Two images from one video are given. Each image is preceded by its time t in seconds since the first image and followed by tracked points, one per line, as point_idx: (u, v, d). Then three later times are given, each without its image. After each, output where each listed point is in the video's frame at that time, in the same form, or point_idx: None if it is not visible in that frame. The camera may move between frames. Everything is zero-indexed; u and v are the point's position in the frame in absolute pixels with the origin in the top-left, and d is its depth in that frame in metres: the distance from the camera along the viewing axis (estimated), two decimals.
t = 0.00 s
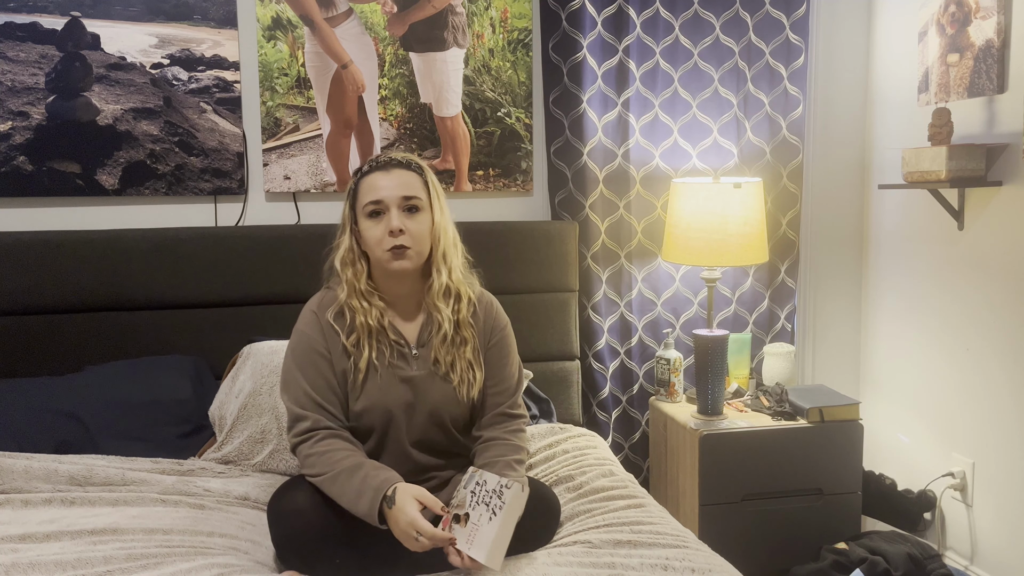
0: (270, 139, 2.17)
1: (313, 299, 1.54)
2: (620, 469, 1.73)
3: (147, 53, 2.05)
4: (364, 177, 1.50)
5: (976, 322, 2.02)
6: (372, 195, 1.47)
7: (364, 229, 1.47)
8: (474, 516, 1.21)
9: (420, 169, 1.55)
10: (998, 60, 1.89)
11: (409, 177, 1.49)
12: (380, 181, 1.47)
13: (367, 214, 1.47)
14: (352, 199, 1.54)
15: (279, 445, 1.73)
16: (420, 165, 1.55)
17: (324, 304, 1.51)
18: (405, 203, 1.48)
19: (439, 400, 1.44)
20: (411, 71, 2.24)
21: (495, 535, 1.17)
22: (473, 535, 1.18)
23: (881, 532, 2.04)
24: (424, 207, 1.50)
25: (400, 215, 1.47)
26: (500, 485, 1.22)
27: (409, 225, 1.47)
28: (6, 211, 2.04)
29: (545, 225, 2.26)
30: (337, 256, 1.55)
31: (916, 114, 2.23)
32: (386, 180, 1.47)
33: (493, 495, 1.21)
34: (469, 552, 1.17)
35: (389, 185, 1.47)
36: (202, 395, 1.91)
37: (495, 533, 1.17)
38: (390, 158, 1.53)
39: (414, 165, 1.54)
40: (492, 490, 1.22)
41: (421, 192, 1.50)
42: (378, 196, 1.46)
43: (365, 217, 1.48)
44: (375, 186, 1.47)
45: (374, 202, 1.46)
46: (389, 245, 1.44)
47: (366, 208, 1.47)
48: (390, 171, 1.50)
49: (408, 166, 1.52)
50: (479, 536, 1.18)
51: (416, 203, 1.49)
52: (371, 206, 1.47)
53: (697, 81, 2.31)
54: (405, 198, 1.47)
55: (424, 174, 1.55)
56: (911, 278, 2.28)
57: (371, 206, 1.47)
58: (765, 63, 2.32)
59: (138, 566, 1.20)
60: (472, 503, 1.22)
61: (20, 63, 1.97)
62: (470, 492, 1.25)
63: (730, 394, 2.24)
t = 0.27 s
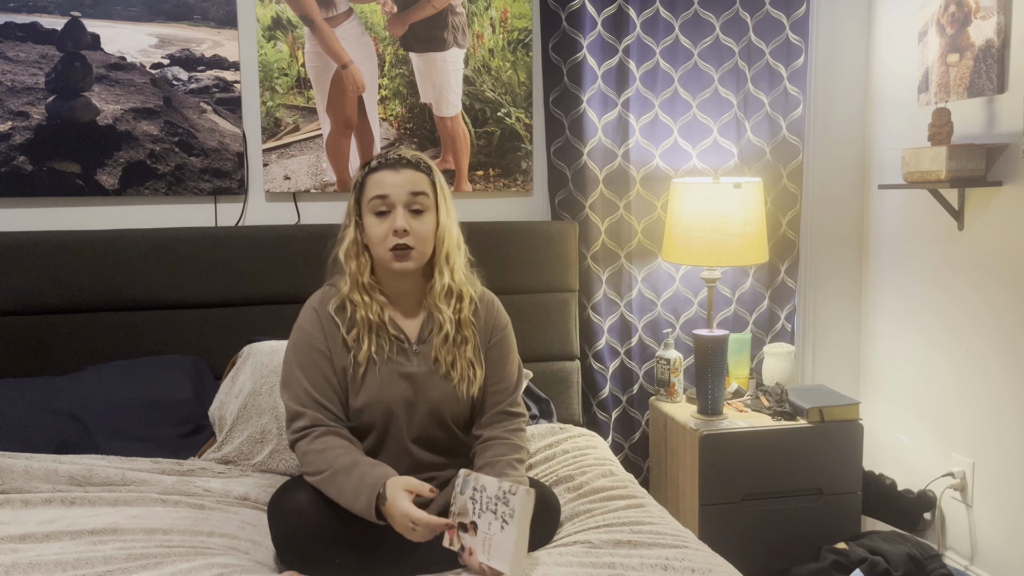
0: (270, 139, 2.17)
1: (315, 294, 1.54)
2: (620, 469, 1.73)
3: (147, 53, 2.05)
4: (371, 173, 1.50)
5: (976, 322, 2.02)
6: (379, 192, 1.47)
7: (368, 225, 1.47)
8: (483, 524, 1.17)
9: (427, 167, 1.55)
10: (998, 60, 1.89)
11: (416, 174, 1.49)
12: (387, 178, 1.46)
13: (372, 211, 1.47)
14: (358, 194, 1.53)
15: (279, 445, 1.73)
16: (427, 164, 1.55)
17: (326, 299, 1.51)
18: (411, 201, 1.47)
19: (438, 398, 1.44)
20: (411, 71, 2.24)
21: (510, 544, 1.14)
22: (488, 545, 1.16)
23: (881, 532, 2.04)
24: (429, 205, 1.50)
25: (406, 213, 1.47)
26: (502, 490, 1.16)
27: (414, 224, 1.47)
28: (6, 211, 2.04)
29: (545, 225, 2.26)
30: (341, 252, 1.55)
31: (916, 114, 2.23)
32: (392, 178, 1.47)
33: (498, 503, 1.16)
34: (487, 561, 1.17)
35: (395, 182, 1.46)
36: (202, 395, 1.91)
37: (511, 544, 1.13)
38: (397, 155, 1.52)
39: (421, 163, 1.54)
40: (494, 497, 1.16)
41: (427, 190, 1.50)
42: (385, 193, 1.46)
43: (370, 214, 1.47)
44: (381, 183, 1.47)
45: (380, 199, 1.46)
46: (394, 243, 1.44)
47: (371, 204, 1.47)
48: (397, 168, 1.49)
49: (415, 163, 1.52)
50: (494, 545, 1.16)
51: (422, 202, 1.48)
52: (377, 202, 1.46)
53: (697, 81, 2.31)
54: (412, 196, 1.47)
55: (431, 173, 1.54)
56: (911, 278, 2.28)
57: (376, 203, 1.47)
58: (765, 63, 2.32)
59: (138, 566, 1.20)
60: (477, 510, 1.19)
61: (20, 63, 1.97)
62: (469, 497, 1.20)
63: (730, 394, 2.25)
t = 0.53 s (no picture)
0: (270, 139, 2.17)
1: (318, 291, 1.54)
2: (620, 469, 1.73)
3: (147, 53, 2.05)
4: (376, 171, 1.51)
5: (976, 322, 2.02)
6: (384, 189, 1.47)
7: (373, 222, 1.48)
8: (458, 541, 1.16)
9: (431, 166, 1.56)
10: (998, 60, 1.89)
11: (422, 172, 1.49)
12: (393, 175, 1.47)
13: (378, 208, 1.47)
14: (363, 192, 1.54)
15: (279, 445, 1.73)
16: (432, 163, 1.56)
17: (328, 296, 1.51)
18: (416, 199, 1.48)
19: (439, 395, 1.44)
20: (411, 71, 2.24)
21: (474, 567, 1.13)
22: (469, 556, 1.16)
23: (881, 532, 2.04)
24: (434, 203, 1.50)
25: (411, 210, 1.47)
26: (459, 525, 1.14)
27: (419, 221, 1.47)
28: (6, 211, 2.04)
29: (545, 225, 2.26)
30: (345, 249, 1.55)
31: (916, 114, 2.23)
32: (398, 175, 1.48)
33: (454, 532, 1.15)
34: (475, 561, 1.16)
35: (400, 179, 1.47)
36: (202, 395, 1.91)
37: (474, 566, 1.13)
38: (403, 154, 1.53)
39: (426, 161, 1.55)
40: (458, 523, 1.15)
41: (432, 189, 1.50)
42: (388, 192, 1.46)
43: (375, 211, 1.48)
44: (387, 180, 1.47)
45: (386, 196, 1.46)
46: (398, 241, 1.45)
47: (377, 201, 1.47)
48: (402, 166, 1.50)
49: (420, 162, 1.53)
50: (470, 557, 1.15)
51: (427, 199, 1.49)
52: (382, 199, 1.47)
53: (697, 81, 2.31)
54: (417, 194, 1.48)
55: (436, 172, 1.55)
56: (912, 278, 2.28)
57: (382, 200, 1.47)
58: (765, 63, 2.32)
59: (138, 566, 1.20)
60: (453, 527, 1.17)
61: (20, 63, 1.97)
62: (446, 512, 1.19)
63: (730, 394, 2.24)
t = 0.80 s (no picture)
0: (270, 139, 2.17)
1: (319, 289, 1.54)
2: (620, 469, 1.73)
3: (148, 53, 2.05)
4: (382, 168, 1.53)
5: (976, 322, 2.02)
6: (390, 185, 1.49)
7: (378, 218, 1.49)
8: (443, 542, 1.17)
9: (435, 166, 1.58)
10: (998, 60, 1.89)
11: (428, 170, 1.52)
12: (400, 171, 1.49)
13: (384, 204, 1.49)
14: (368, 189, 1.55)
15: (279, 445, 1.73)
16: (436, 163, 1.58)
17: (330, 293, 1.51)
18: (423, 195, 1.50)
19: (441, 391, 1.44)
20: (411, 71, 2.24)
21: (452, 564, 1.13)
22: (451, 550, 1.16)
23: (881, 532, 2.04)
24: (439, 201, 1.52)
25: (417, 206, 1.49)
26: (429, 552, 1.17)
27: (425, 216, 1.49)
28: (5, 211, 2.04)
29: (545, 225, 2.26)
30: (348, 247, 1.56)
31: (916, 114, 2.23)
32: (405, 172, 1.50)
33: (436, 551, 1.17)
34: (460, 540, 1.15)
35: (407, 176, 1.49)
36: (202, 395, 1.91)
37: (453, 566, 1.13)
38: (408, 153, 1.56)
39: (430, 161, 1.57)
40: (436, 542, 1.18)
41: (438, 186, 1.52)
42: (396, 186, 1.48)
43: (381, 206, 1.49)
44: (394, 176, 1.49)
45: (393, 191, 1.48)
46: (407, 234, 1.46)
47: (383, 197, 1.49)
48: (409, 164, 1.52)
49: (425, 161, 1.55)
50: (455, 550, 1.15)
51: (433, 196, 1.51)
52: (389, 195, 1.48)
53: (697, 81, 2.31)
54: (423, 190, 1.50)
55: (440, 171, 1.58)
56: (911, 278, 2.28)
57: (388, 196, 1.49)
58: (765, 63, 2.32)
59: (138, 566, 1.20)
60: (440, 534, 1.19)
61: (20, 63, 1.97)
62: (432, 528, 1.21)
63: (730, 394, 2.24)
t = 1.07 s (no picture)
0: (270, 139, 2.17)
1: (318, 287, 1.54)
2: (620, 469, 1.72)
3: (148, 53, 2.05)
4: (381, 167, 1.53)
5: (976, 322, 2.02)
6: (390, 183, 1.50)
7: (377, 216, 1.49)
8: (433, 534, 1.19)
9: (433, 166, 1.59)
10: (998, 60, 1.89)
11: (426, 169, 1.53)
12: (399, 170, 1.50)
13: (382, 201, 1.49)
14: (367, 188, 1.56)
15: (279, 445, 1.73)
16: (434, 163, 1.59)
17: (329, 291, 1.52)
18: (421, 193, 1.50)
19: (438, 389, 1.44)
20: (411, 71, 2.24)
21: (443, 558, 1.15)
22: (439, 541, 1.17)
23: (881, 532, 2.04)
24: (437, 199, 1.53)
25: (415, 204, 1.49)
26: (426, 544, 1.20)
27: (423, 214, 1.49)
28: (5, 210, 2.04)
29: (545, 225, 2.26)
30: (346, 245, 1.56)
31: (916, 114, 2.23)
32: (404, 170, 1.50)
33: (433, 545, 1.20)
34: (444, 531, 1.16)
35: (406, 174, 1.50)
36: (202, 395, 1.91)
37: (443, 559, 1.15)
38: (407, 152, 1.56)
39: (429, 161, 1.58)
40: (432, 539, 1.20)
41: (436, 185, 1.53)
42: (396, 185, 1.49)
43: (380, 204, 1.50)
44: (393, 174, 1.50)
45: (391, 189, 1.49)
46: (405, 231, 1.46)
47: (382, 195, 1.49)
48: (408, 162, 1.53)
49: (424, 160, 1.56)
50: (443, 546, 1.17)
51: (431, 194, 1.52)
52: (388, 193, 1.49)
53: (697, 81, 2.31)
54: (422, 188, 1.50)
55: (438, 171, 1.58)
56: (911, 278, 2.28)
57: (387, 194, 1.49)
58: (765, 63, 2.32)
59: (138, 566, 1.20)
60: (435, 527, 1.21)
61: (20, 63, 1.97)
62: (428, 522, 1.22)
63: (730, 394, 2.24)
